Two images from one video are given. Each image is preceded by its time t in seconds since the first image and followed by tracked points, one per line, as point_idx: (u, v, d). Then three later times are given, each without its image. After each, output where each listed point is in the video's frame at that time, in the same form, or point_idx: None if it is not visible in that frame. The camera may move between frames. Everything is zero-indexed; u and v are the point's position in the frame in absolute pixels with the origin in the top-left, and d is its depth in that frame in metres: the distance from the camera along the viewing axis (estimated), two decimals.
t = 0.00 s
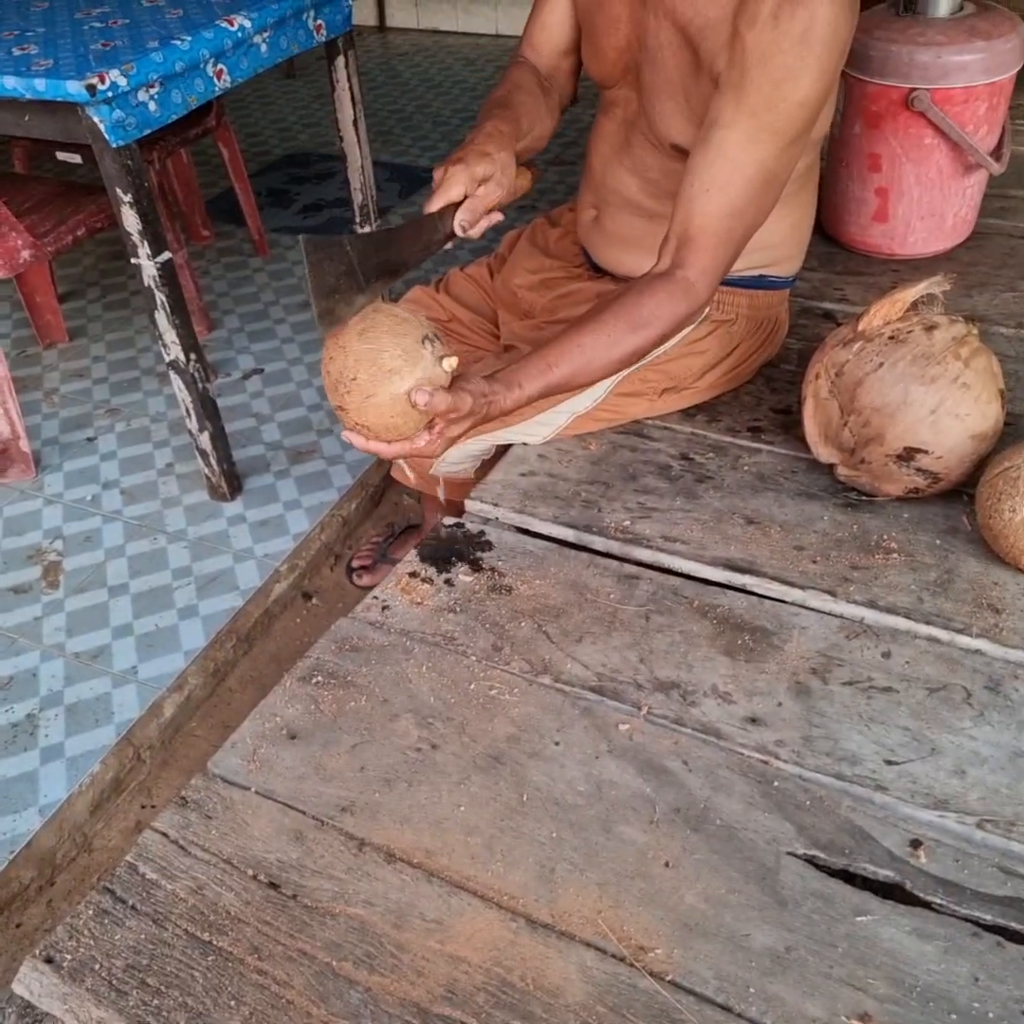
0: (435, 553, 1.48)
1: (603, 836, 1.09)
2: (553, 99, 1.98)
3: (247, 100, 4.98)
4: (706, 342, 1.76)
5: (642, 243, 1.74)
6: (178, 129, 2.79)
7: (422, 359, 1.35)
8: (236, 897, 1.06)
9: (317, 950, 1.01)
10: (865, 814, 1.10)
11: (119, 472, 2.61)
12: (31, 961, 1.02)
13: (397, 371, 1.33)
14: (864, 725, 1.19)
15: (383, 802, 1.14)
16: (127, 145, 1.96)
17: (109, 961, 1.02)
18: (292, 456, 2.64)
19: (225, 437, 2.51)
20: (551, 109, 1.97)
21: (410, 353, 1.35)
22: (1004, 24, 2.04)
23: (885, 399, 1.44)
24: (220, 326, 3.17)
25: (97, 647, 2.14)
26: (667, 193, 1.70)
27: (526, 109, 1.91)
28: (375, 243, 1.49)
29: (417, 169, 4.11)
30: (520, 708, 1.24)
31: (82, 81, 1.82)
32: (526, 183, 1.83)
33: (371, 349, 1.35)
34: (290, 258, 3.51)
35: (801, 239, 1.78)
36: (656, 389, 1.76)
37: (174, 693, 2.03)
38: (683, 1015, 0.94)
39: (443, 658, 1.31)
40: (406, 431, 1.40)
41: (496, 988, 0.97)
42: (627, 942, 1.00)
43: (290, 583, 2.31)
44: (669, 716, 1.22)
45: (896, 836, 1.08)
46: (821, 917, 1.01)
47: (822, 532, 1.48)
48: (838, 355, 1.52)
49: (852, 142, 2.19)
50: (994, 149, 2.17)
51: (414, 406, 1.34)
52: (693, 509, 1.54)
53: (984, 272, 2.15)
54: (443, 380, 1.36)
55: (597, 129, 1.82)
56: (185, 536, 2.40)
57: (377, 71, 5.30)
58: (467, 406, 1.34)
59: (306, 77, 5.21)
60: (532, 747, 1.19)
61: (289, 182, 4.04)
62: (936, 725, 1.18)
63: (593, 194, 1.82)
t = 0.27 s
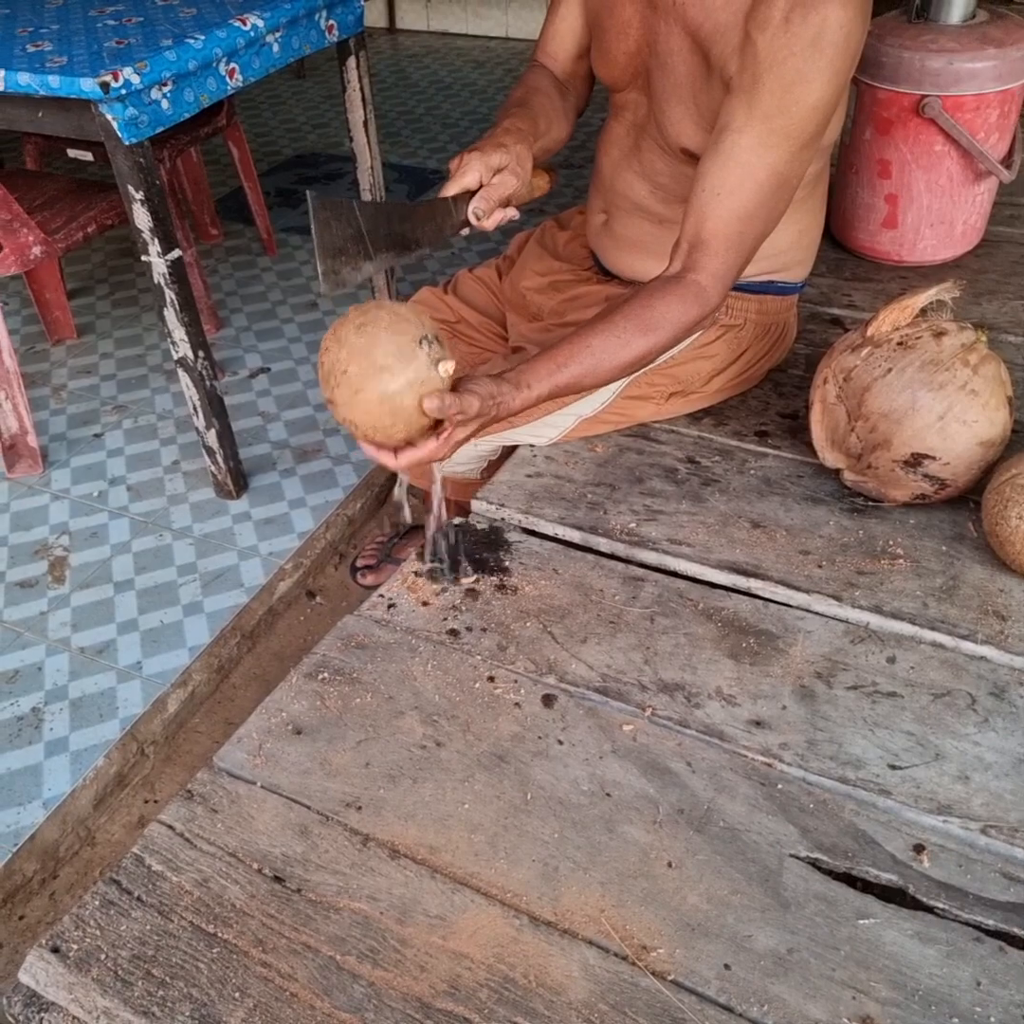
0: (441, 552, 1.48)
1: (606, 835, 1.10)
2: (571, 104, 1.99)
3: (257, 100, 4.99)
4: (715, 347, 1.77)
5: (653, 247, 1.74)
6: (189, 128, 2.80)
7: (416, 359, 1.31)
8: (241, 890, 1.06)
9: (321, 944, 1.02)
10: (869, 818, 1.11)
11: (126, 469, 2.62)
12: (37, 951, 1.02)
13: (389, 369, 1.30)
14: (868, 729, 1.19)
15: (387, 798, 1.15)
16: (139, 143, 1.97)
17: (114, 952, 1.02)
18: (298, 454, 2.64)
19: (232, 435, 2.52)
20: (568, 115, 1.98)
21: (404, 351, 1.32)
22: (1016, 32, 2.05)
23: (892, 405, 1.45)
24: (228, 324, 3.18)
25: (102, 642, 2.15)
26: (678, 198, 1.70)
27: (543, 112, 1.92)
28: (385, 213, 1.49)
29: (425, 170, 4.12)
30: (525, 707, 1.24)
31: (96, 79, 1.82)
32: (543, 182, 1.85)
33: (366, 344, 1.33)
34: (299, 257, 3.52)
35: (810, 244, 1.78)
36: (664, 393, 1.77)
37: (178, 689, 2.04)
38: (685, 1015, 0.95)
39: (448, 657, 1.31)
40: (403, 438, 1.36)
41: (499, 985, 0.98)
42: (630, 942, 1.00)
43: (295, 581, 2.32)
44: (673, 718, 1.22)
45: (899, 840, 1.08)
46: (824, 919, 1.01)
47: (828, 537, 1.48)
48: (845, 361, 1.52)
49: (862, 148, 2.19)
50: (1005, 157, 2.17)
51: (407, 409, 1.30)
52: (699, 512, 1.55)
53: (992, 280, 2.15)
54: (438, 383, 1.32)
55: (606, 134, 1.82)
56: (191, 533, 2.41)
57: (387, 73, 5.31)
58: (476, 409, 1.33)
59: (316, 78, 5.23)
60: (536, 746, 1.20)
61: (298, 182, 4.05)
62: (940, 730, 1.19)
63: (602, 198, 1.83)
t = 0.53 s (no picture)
0: (448, 556, 1.49)
1: (613, 840, 1.10)
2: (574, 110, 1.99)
3: (264, 106, 5.02)
4: (721, 353, 1.77)
5: (658, 255, 1.74)
6: (198, 133, 2.81)
7: (424, 364, 1.33)
8: (249, 893, 1.06)
9: (328, 947, 1.02)
10: (877, 825, 1.10)
11: (133, 472, 2.63)
12: (47, 951, 1.03)
13: (396, 369, 1.32)
14: (875, 736, 1.19)
15: (394, 802, 1.15)
16: (150, 149, 1.98)
17: (123, 953, 1.02)
18: (305, 458, 2.65)
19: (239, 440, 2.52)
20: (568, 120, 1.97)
21: (413, 356, 1.33)
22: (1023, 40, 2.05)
23: (900, 411, 1.45)
24: (235, 328, 3.19)
25: (110, 644, 2.15)
26: (684, 205, 1.70)
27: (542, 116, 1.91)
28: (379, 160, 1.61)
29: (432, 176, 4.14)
30: (532, 712, 1.24)
31: (109, 86, 1.83)
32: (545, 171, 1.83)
33: (377, 346, 1.35)
34: (306, 262, 3.53)
35: (817, 250, 1.78)
36: (670, 398, 1.77)
37: (184, 691, 2.04)
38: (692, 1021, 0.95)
39: (455, 660, 1.31)
40: (404, 450, 1.34)
41: (507, 989, 0.98)
42: (638, 947, 1.00)
43: (300, 585, 2.32)
44: (680, 723, 1.22)
45: (907, 848, 1.08)
46: (831, 926, 1.01)
47: (835, 543, 1.48)
48: (853, 368, 1.52)
49: (869, 155, 2.20)
50: (1012, 164, 2.17)
51: (411, 412, 1.30)
52: (707, 517, 1.55)
53: (999, 287, 2.15)
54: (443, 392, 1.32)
55: (612, 142, 1.83)
56: (197, 536, 2.41)
57: (393, 79, 5.33)
58: (475, 421, 1.32)
59: (323, 84, 5.25)
60: (543, 751, 1.20)
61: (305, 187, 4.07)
62: (948, 737, 1.18)
63: (608, 206, 1.84)
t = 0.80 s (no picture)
0: (452, 560, 1.49)
1: (617, 843, 1.10)
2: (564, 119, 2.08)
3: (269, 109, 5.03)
4: (725, 357, 1.77)
5: (658, 260, 1.75)
6: (203, 136, 2.82)
7: (420, 360, 1.36)
8: (253, 894, 1.07)
9: (333, 949, 1.02)
10: (880, 828, 1.11)
11: (138, 474, 2.64)
12: (52, 952, 1.03)
13: (391, 360, 1.35)
14: (879, 739, 1.19)
15: (399, 804, 1.15)
16: (156, 152, 1.99)
17: (129, 954, 1.02)
18: (309, 461, 2.65)
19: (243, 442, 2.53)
20: (558, 130, 2.06)
21: (411, 351, 1.36)
22: None
23: (904, 415, 1.45)
24: (240, 331, 3.20)
25: (114, 646, 2.16)
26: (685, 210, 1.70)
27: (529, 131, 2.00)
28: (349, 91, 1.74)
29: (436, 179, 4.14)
30: (536, 714, 1.25)
31: (114, 90, 1.84)
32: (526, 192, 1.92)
33: (376, 334, 1.38)
34: (310, 265, 3.54)
35: (820, 254, 1.78)
36: (673, 401, 1.77)
37: (188, 693, 2.04)
38: None
39: (459, 663, 1.32)
40: (389, 442, 1.35)
41: (511, 991, 0.98)
42: (642, 950, 1.00)
43: (304, 587, 2.33)
44: (684, 726, 1.22)
45: (911, 851, 1.08)
46: (835, 929, 1.01)
47: (839, 546, 1.48)
48: (857, 371, 1.53)
49: (874, 159, 2.20)
50: (1017, 167, 2.17)
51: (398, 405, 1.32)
52: (711, 521, 1.55)
53: (1004, 291, 2.15)
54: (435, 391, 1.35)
55: (613, 147, 1.84)
56: (202, 538, 2.42)
57: (397, 82, 5.34)
58: (463, 423, 1.28)
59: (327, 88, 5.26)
60: (547, 753, 1.20)
61: (309, 191, 4.08)
62: (952, 741, 1.18)
63: (610, 211, 1.85)
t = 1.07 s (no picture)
0: (455, 563, 1.49)
1: (619, 848, 1.10)
2: (563, 135, 2.00)
3: (274, 111, 5.04)
4: (728, 361, 1.77)
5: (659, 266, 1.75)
6: (209, 138, 2.82)
7: (408, 393, 1.36)
8: (253, 898, 1.07)
9: (333, 953, 1.02)
10: (882, 836, 1.10)
11: (140, 475, 2.64)
12: (50, 954, 1.03)
13: (377, 392, 1.36)
14: (882, 747, 1.19)
15: (401, 808, 1.15)
16: (161, 153, 1.99)
17: (127, 957, 1.02)
18: (311, 463, 2.66)
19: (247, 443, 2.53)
20: (558, 147, 1.99)
21: (398, 384, 1.36)
22: None
23: (908, 422, 1.45)
24: (244, 332, 3.20)
25: (114, 648, 2.16)
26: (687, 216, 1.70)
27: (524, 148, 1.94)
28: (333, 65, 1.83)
29: (442, 182, 4.15)
30: (538, 719, 1.24)
31: (120, 90, 1.84)
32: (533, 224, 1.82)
33: (365, 366, 1.39)
34: (315, 267, 3.55)
35: (822, 259, 1.78)
36: (676, 405, 1.77)
37: (189, 695, 2.04)
38: None
39: (461, 666, 1.32)
40: (380, 472, 1.38)
41: (511, 997, 0.98)
42: (643, 957, 1.00)
43: (306, 589, 2.33)
44: (686, 732, 1.22)
45: (913, 859, 1.08)
46: (836, 938, 1.01)
47: (843, 553, 1.48)
48: (861, 377, 1.53)
49: (878, 165, 2.20)
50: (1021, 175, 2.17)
51: (386, 438, 1.34)
52: (714, 526, 1.55)
53: (1008, 298, 2.15)
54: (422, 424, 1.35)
55: (614, 153, 1.84)
56: (203, 540, 2.42)
57: (404, 85, 5.35)
58: (451, 457, 1.32)
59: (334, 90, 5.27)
60: (549, 758, 1.20)
61: (314, 193, 4.08)
62: (955, 749, 1.18)
63: (612, 216, 1.85)
